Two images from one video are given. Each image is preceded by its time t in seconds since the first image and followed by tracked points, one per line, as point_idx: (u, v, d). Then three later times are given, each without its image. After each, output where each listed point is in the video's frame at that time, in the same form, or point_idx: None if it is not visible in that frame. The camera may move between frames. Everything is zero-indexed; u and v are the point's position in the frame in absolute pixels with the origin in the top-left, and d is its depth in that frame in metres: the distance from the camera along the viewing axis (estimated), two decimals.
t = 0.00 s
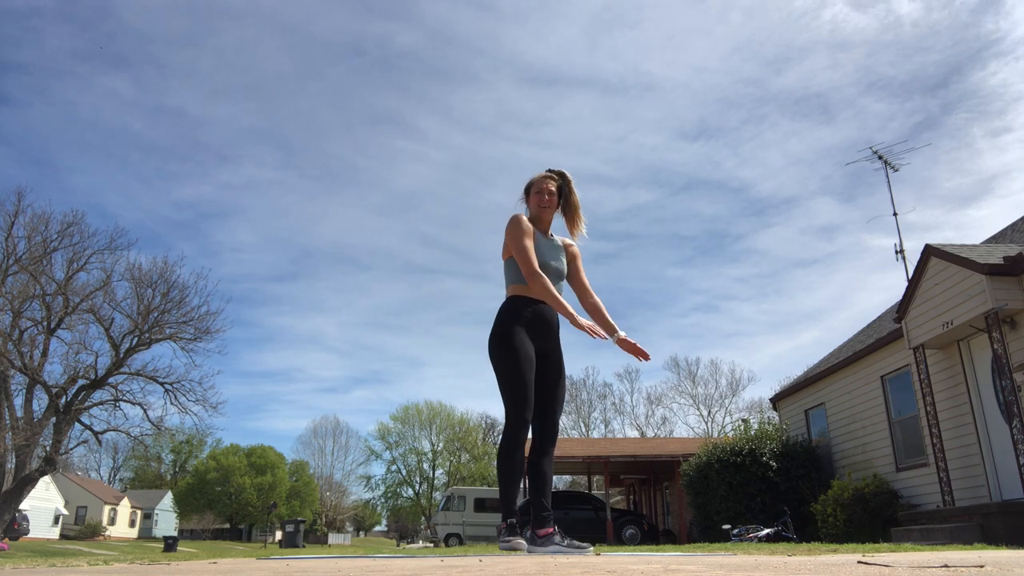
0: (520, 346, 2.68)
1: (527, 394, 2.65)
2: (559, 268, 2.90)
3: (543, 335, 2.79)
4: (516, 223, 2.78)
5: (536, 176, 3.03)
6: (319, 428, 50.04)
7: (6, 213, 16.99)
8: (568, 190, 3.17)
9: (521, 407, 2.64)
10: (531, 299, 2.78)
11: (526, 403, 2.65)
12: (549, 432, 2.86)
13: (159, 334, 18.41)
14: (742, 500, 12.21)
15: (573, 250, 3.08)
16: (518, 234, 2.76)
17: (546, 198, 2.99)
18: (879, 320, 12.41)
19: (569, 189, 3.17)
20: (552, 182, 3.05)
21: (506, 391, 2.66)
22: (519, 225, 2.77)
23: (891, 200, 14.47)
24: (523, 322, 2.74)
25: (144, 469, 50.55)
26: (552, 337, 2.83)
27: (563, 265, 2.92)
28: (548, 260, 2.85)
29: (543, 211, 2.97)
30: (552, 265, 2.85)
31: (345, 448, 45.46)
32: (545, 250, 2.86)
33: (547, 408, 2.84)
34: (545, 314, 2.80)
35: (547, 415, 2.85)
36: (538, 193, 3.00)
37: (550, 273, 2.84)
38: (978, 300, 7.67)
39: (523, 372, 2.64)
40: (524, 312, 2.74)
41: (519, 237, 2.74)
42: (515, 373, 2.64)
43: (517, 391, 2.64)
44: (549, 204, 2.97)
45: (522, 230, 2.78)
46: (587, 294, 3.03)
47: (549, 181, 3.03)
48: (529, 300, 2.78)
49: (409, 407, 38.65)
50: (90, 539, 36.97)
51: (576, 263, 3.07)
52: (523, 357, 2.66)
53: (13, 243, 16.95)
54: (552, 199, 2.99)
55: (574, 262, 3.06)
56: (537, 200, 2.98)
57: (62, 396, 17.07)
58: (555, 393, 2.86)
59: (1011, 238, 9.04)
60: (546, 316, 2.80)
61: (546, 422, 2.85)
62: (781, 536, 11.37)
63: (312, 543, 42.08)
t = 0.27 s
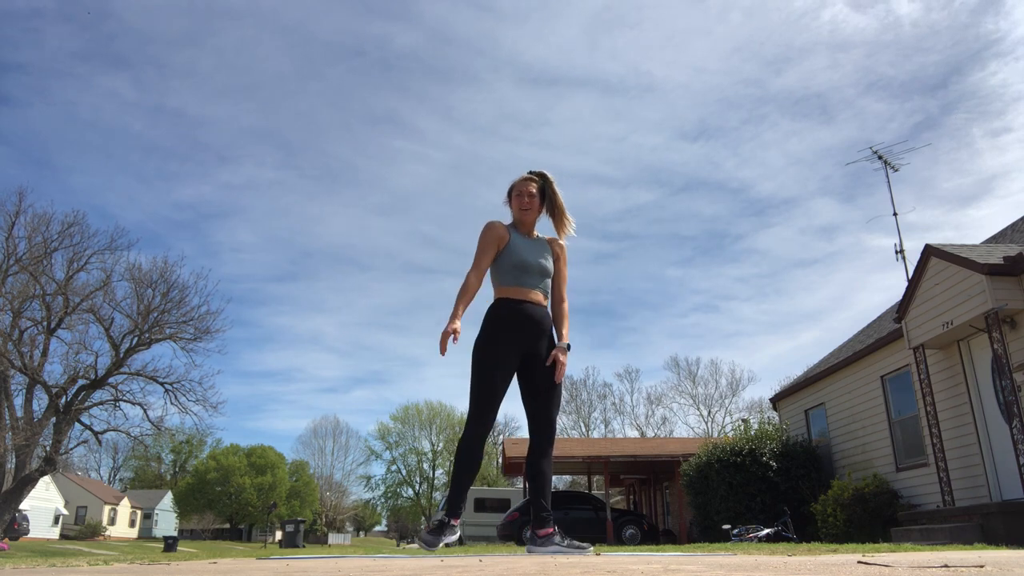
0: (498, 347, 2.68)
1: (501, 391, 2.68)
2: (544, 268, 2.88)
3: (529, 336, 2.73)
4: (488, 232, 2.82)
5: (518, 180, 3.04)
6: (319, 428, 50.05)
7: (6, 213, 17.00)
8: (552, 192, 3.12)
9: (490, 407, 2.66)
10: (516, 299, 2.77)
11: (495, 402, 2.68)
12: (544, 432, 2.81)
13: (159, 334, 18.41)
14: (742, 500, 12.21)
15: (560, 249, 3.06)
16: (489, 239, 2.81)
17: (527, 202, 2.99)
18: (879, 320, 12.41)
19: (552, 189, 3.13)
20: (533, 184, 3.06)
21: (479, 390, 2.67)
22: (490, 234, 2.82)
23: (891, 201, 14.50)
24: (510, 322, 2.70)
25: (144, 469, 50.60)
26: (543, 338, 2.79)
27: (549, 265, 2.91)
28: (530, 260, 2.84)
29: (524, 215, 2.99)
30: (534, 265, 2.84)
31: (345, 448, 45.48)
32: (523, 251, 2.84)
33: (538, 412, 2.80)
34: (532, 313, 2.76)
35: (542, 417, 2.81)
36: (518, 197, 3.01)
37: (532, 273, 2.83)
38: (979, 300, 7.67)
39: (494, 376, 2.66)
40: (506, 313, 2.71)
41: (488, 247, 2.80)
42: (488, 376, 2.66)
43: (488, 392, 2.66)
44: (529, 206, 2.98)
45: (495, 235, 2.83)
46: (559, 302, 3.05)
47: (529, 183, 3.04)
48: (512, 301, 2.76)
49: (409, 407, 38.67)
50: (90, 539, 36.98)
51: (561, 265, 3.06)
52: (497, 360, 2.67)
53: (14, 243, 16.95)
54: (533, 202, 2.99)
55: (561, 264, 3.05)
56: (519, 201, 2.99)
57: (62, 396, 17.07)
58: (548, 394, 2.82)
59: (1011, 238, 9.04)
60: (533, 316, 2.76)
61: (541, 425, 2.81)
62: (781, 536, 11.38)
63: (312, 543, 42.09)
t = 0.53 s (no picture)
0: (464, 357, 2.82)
1: (470, 395, 2.85)
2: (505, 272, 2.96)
3: (489, 340, 2.84)
4: (449, 245, 2.98)
5: (484, 188, 3.13)
6: (319, 428, 50.03)
7: (6, 213, 17.02)
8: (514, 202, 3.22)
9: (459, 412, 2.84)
10: (475, 304, 2.88)
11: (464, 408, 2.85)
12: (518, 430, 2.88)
13: (159, 334, 18.41)
14: (742, 500, 12.21)
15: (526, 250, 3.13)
16: (448, 250, 2.97)
17: (494, 209, 3.08)
18: (879, 320, 12.40)
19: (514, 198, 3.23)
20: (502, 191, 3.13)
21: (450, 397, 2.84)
22: (451, 246, 2.97)
23: (891, 201, 14.51)
24: (468, 326, 2.83)
25: (144, 469, 50.63)
26: (512, 342, 2.91)
27: (510, 268, 2.99)
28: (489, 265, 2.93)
29: (489, 221, 3.07)
30: (492, 270, 2.92)
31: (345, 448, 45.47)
32: (480, 258, 2.94)
33: (511, 412, 2.88)
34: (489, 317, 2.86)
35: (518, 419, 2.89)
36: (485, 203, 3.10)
37: (490, 278, 2.92)
38: (979, 300, 7.67)
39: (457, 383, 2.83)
40: (463, 319, 2.83)
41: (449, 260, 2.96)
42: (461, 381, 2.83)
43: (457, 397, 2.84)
44: (494, 212, 3.07)
45: (452, 245, 2.98)
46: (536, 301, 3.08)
47: (495, 188, 3.12)
48: (472, 305, 2.87)
49: (409, 407, 38.66)
50: (90, 539, 36.98)
51: (532, 268, 3.11)
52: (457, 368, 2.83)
53: (14, 243, 16.97)
54: (496, 208, 3.08)
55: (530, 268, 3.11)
56: (486, 206, 3.08)
57: (62, 396, 17.08)
58: (519, 392, 2.89)
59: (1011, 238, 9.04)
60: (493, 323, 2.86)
61: (516, 424, 2.88)
62: (781, 536, 11.38)
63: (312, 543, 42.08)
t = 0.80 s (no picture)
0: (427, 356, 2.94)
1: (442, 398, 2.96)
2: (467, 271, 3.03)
3: (446, 340, 2.91)
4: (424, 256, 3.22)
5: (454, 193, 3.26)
6: (319, 428, 50.02)
7: (6, 212, 17.03)
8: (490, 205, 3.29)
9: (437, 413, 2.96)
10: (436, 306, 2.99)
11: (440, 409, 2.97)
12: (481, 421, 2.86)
13: (159, 334, 18.42)
14: (742, 500, 12.21)
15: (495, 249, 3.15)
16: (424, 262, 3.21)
17: (460, 213, 3.19)
18: (879, 320, 12.40)
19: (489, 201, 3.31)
20: (473, 193, 3.24)
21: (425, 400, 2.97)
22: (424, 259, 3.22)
23: (891, 201, 14.52)
24: (429, 329, 2.95)
25: (144, 469, 50.65)
26: (474, 344, 2.92)
27: (471, 268, 3.04)
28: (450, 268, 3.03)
29: (459, 226, 3.20)
30: (453, 271, 3.02)
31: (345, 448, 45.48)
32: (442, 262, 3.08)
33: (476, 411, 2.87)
34: (446, 318, 2.93)
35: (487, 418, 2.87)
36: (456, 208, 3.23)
37: (451, 280, 3.01)
38: (979, 300, 7.66)
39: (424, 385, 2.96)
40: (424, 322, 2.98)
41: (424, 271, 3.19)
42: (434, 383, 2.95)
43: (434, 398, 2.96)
44: (463, 216, 3.19)
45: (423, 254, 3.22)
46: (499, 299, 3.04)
47: (464, 190, 3.23)
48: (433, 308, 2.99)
49: (409, 407, 38.67)
50: (90, 539, 36.99)
51: (501, 267, 3.10)
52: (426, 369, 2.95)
53: (14, 243, 16.98)
54: (460, 212, 3.19)
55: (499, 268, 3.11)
56: (456, 210, 3.21)
57: (62, 396, 17.08)
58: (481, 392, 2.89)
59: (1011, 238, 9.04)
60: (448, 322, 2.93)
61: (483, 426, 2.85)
62: (782, 536, 11.38)
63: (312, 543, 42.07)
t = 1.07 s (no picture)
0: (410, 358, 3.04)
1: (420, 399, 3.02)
2: (442, 270, 3.08)
3: (423, 341, 2.99)
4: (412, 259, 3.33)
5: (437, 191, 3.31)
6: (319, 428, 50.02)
7: (6, 212, 17.03)
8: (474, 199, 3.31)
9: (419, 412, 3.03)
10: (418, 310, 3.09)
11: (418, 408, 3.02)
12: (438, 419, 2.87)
13: (158, 334, 18.41)
14: (742, 500, 12.20)
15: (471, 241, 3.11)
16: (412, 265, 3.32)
17: (440, 211, 3.23)
18: (879, 320, 12.41)
19: (473, 195, 3.33)
20: (452, 189, 3.27)
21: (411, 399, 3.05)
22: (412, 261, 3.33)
23: (890, 200, 14.54)
24: (412, 333, 3.06)
25: (144, 469, 50.64)
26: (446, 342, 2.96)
27: (446, 266, 3.07)
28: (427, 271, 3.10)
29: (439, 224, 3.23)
30: (431, 274, 3.09)
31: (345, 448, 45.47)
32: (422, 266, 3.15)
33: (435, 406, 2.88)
34: (429, 321, 3.00)
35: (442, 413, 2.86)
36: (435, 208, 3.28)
37: (432, 283, 3.09)
38: (978, 299, 7.67)
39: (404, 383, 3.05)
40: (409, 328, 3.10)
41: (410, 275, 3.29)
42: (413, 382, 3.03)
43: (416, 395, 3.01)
44: (440, 213, 3.22)
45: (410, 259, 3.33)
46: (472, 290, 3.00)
47: (441, 188, 3.27)
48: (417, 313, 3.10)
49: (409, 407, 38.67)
50: (90, 539, 36.99)
51: (474, 257, 3.05)
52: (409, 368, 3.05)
53: (13, 243, 16.97)
54: (438, 210, 3.23)
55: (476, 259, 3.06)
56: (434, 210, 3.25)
57: (62, 396, 17.08)
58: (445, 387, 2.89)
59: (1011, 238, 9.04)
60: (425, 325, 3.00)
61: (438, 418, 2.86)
62: (781, 536, 11.39)
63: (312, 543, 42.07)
